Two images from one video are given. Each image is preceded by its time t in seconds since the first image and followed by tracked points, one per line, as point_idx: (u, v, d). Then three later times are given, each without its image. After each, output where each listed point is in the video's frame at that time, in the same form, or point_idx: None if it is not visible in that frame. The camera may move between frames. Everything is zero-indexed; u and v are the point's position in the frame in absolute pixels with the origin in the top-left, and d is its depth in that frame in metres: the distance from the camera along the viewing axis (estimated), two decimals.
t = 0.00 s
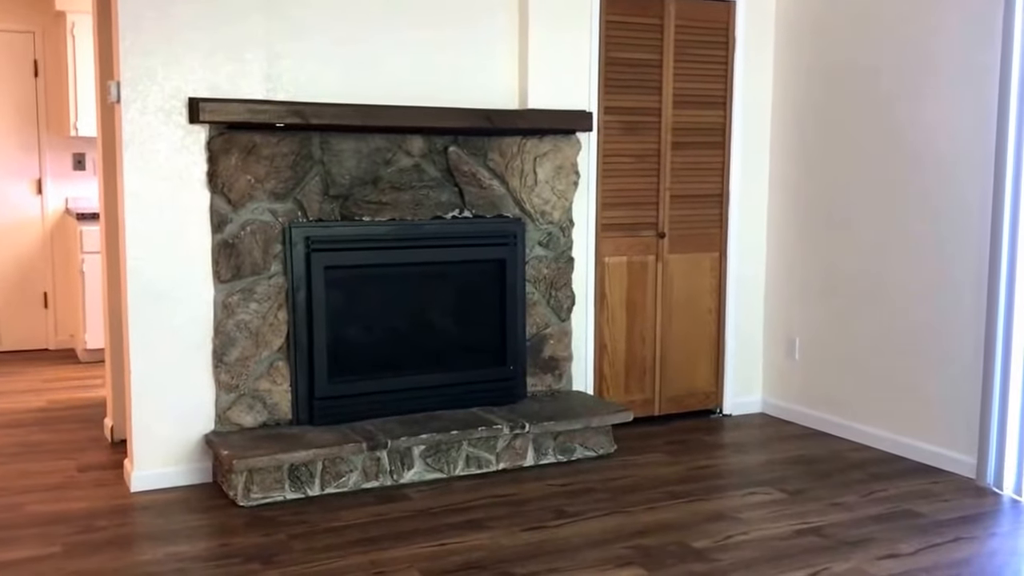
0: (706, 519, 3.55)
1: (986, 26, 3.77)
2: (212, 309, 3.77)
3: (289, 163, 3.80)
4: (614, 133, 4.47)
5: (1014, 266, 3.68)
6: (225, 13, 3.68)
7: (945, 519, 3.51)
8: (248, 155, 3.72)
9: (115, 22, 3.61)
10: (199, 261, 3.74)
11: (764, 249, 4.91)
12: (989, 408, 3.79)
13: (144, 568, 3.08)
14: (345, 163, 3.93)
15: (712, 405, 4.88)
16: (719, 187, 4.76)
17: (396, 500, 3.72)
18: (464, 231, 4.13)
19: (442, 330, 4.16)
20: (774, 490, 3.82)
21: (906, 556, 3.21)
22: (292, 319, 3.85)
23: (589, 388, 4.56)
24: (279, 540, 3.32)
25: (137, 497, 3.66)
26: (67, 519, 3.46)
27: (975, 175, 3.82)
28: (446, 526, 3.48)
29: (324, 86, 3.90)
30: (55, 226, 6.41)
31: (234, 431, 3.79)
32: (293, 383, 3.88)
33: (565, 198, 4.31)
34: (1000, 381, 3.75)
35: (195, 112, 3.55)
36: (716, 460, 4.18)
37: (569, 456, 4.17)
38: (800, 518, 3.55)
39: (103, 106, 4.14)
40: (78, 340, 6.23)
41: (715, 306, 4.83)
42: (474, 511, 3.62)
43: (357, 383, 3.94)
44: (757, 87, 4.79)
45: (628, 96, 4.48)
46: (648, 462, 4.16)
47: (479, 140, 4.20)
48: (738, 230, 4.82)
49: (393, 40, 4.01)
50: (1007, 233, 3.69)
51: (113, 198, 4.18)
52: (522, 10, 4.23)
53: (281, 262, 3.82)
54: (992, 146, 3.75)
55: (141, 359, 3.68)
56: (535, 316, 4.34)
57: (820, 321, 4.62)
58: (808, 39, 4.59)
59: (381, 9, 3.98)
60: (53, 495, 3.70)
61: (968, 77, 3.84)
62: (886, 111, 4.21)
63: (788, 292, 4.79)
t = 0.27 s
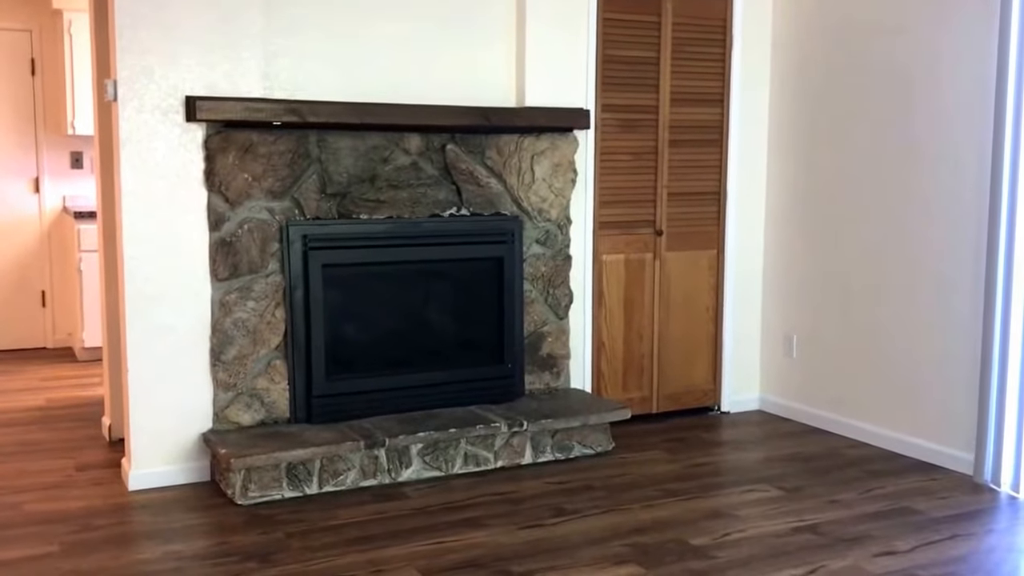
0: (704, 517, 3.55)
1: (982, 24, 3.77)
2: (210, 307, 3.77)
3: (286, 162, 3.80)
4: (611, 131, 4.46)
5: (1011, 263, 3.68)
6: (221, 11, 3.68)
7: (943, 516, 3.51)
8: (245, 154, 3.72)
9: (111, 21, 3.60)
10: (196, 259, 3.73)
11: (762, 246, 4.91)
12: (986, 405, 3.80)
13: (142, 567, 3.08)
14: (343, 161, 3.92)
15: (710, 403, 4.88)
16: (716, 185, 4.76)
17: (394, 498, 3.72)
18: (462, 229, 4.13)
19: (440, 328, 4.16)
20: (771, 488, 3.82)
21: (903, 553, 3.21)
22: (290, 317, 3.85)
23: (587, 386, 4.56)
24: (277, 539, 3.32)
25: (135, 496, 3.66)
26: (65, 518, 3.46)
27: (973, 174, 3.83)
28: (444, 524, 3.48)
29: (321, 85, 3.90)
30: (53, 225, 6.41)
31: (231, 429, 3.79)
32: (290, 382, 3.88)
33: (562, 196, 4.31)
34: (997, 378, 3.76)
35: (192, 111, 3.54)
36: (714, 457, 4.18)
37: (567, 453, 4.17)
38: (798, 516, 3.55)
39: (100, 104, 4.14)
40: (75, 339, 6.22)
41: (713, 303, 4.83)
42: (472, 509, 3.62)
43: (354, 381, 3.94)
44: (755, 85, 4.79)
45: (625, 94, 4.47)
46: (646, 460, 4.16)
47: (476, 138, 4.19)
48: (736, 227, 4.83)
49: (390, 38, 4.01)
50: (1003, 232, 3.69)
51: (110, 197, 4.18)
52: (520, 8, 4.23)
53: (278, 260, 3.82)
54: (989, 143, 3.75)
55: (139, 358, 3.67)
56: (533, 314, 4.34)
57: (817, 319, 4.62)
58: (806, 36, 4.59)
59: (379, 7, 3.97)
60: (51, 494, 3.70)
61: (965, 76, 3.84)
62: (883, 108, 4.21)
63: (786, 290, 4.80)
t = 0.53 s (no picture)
0: (702, 514, 3.55)
1: (980, 19, 3.77)
2: (208, 306, 3.77)
3: (284, 160, 3.80)
4: (609, 129, 4.46)
5: (1009, 260, 3.68)
6: (218, 9, 3.67)
7: (941, 513, 3.51)
8: (243, 152, 3.72)
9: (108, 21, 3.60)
10: (194, 258, 3.73)
11: (760, 244, 4.91)
12: (984, 402, 3.80)
13: (140, 565, 3.08)
14: (340, 159, 3.92)
15: (708, 400, 4.88)
16: (714, 182, 4.76)
17: (392, 496, 3.72)
18: (460, 227, 4.13)
19: (438, 327, 4.16)
20: (769, 485, 3.82)
21: (901, 550, 3.21)
22: (288, 316, 3.85)
23: (585, 384, 4.55)
24: (275, 537, 3.32)
25: (133, 495, 3.66)
26: (63, 517, 3.46)
27: (970, 171, 3.82)
28: (442, 522, 3.48)
29: (318, 83, 3.89)
30: (50, 223, 6.40)
31: (230, 428, 3.79)
32: (289, 381, 3.87)
33: (560, 194, 4.31)
34: (995, 375, 3.76)
35: (189, 110, 3.54)
36: (712, 455, 4.18)
37: (565, 451, 4.17)
38: (796, 513, 3.55)
39: (97, 103, 4.13)
40: (73, 337, 6.22)
41: (711, 301, 4.83)
42: (470, 507, 3.62)
43: (352, 380, 3.94)
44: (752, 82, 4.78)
45: (623, 92, 4.47)
46: (644, 458, 4.17)
47: (474, 136, 4.19)
48: (734, 225, 4.82)
49: (387, 35, 4.00)
50: (1001, 228, 3.69)
51: (108, 195, 4.18)
52: (517, 5, 4.22)
53: (276, 259, 3.82)
54: (987, 139, 3.75)
55: (137, 357, 3.67)
56: (531, 312, 4.34)
57: (815, 316, 4.62)
58: (803, 33, 4.59)
59: (376, 5, 3.97)
60: (49, 493, 3.70)
61: (963, 73, 3.84)
62: (880, 105, 4.21)
63: (783, 287, 4.79)
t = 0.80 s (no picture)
0: (700, 512, 3.56)
1: (977, 16, 3.76)
2: (206, 304, 3.77)
3: (282, 158, 3.80)
4: (607, 127, 4.46)
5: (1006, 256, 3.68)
6: (215, 8, 3.67)
7: (939, 510, 3.51)
8: (241, 151, 3.71)
9: (106, 19, 3.59)
10: (192, 257, 3.73)
11: (759, 241, 4.91)
12: (982, 399, 3.80)
13: (139, 564, 3.08)
14: (338, 158, 3.92)
15: (707, 397, 4.88)
16: (713, 179, 4.76)
17: (391, 494, 3.72)
18: (459, 225, 4.13)
19: (437, 325, 4.16)
20: (768, 482, 3.83)
21: (900, 547, 3.22)
22: (286, 314, 3.85)
23: (584, 381, 4.56)
24: (274, 536, 3.32)
25: (132, 494, 3.66)
26: (62, 515, 3.46)
27: (968, 167, 3.83)
28: (441, 520, 3.48)
29: (316, 81, 3.89)
30: (49, 222, 6.39)
31: (228, 426, 3.79)
32: (287, 379, 3.87)
33: (559, 192, 4.31)
34: (993, 372, 3.75)
35: (187, 108, 3.54)
36: (710, 452, 4.19)
37: (564, 449, 4.17)
38: (794, 511, 3.55)
39: (96, 101, 4.13)
40: (73, 336, 6.22)
41: (709, 298, 4.83)
42: (468, 505, 3.62)
43: (351, 378, 3.94)
44: (751, 79, 4.78)
45: (621, 89, 4.47)
46: (643, 455, 4.17)
47: (472, 134, 4.18)
48: (732, 222, 4.82)
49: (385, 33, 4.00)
50: (998, 225, 3.69)
51: (106, 194, 4.18)
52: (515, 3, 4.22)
53: (274, 257, 3.82)
54: (985, 136, 3.75)
55: (136, 356, 3.67)
56: (530, 309, 4.34)
57: (814, 314, 4.62)
58: (802, 30, 4.59)
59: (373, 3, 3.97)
60: (48, 492, 3.70)
61: (960, 69, 3.84)
62: (879, 102, 4.21)
63: (782, 284, 4.79)
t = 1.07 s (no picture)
0: (699, 509, 3.56)
1: (975, 12, 3.76)
2: (205, 303, 3.77)
3: (280, 157, 3.79)
4: (606, 124, 4.46)
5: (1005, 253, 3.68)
6: (213, 6, 3.66)
7: (938, 507, 3.52)
8: (239, 149, 3.71)
9: (103, 18, 3.59)
10: (190, 255, 3.73)
11: (757, 239, 4.90)
12: (981, 396, 3.80)
13: (138, 563, 3.08)
14: (337, 156, 3.92)
15: (706, 395, 4.88)
16: (711, 177, 4.76)
17: (390, 492, 3.72)
18: (457, 223, 4.13)
19: (436, 323, 4.16)
20: (767, 480, 3.83)
21: (899, 544, 3.22)
22: (285, 312, 3.85)
23: (583, 379, 4.56)
24: (273, 534, 3.32)
25: (131, 492, 3.66)
26: (61, 514, 3.46)
27: (965, 163, 3.83)
28: (440, 518, 3.49)
29: (314, 79, 3.89)
30: (48, 220, 6.39)
31: (228, 425, 3.79)
32: (286, 378, 3.88)
33: (557, 189, 4.31)
34: (992, 369, 3.76)
35: (185, 106, 3.54)
36: (709, 450, 4.19)
37: (563, 447, 4.17)
38: (793, 508, 3.55)
39: (94, 100, 4.13)
40: (72, 335, 6.22)
41: (708, 296, 4.82)
42: (467, 503, 3.62)
43: (351, 376, 3.94)
44: (749, 77, 4.78)
45: (620, 87, 4.47)
46: (642, 453, 4.17)
47: (471, 132, 4.18)
48: (731, 220, 4.82)
49: (383, 32, 4.00)
50: (997, 219, 3.69)
51: (104, 193, 4.18)
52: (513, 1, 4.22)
53: (273, 256, 3.82)
54: (983, 133, 3.75)
55: (135, 354, 3.67)
56: (528, 307, 4.34)
57: (813, 310, 4.62)
58: (800, 28, 4.59)
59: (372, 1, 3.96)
60: (47, 491, 3.70)
61: (959, 64, 3.84)
62: (877, 99, 4.21)
63: (781, 282, 4.79)
